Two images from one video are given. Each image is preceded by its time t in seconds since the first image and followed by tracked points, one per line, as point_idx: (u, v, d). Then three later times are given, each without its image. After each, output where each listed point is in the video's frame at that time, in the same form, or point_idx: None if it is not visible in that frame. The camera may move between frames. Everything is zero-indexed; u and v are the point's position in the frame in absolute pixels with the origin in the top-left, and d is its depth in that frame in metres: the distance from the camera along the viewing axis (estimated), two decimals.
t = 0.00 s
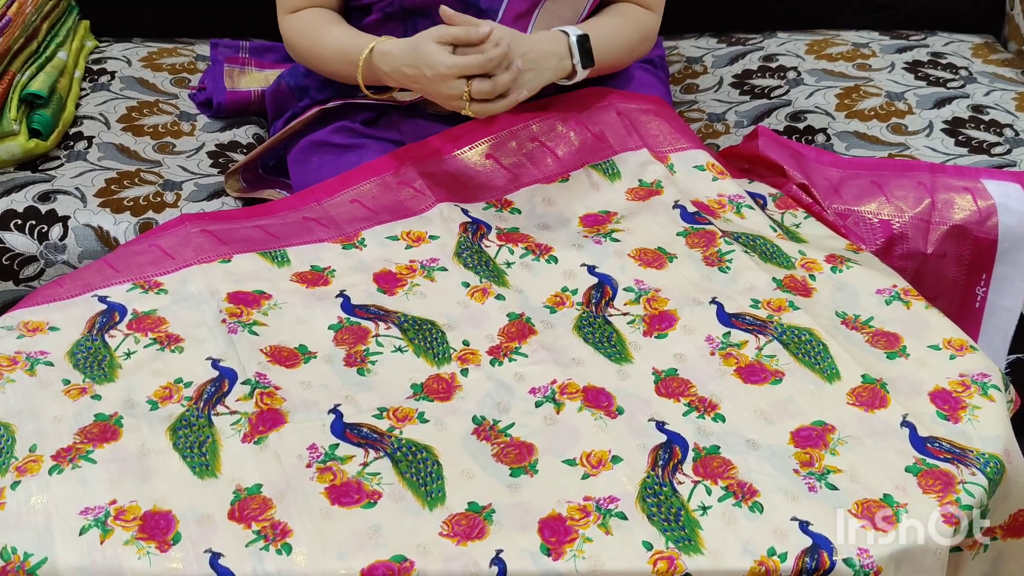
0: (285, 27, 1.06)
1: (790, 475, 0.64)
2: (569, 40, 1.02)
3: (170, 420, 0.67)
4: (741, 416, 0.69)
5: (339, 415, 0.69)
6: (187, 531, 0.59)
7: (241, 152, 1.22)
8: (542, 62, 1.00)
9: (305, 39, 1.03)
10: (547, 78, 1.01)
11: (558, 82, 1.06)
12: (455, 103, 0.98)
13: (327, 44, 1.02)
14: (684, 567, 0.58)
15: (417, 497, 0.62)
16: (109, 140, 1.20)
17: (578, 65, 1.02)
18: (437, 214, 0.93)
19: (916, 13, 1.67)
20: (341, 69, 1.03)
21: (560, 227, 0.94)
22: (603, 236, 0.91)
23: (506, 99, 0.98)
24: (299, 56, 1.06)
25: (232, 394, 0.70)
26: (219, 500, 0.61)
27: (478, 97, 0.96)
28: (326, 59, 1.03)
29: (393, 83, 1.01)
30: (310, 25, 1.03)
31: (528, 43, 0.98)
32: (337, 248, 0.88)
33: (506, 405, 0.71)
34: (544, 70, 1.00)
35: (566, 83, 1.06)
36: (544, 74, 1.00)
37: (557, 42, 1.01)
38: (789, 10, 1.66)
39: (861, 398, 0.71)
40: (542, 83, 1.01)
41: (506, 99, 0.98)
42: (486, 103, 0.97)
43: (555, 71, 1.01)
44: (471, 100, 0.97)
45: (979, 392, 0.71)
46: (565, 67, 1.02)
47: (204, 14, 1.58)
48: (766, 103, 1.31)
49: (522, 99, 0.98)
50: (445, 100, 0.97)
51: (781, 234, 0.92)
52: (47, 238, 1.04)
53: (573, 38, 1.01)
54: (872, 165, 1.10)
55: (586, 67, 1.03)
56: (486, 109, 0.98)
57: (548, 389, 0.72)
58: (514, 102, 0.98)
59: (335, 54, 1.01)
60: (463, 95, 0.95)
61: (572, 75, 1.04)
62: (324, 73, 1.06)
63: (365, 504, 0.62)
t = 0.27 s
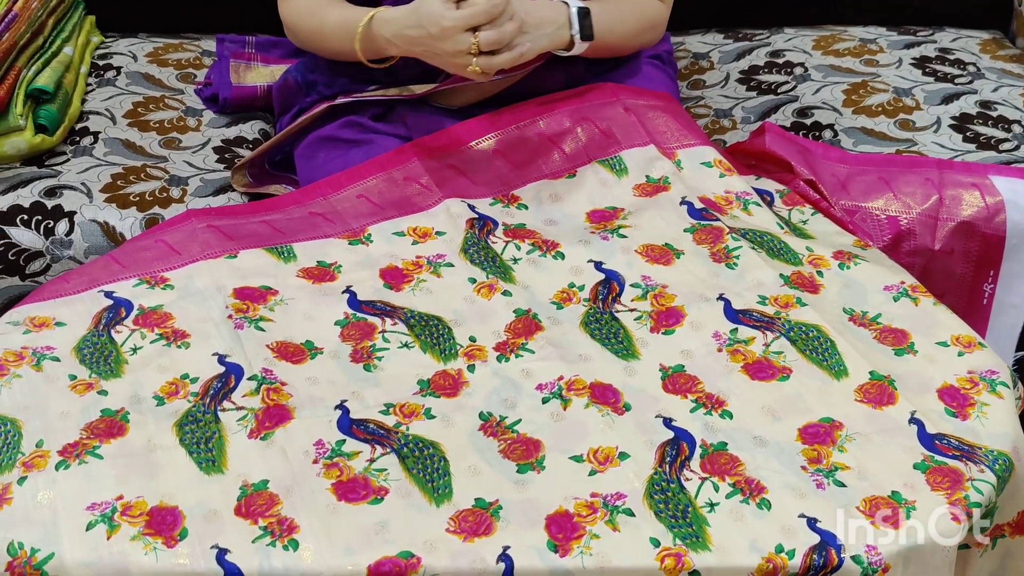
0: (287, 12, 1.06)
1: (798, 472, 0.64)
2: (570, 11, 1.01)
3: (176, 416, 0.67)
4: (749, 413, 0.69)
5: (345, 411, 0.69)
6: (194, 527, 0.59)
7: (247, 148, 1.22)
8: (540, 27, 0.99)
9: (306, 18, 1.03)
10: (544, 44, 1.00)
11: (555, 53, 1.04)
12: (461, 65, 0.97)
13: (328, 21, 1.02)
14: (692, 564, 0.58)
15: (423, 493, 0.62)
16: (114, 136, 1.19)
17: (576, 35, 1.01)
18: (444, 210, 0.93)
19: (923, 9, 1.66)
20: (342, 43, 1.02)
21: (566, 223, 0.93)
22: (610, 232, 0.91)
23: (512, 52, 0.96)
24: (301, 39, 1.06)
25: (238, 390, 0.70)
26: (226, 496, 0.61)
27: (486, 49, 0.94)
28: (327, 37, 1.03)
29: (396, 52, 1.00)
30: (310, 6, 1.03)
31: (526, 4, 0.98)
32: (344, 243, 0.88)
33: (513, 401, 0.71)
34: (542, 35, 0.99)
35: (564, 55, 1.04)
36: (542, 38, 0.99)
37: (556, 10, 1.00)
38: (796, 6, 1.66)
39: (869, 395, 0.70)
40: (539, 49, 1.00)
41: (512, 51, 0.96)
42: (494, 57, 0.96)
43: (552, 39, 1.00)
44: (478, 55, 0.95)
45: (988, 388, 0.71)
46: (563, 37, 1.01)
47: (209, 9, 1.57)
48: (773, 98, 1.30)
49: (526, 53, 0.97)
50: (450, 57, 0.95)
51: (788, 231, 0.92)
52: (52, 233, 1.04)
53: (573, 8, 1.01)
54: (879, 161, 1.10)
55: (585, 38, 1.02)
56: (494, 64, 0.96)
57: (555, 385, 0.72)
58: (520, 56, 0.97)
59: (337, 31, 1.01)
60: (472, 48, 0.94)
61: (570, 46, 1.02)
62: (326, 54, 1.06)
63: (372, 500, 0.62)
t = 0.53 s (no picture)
0: (314, 16, 1.02)
1: (803, 470, 0.64)
2: None
3: (181, 413, 0.67)
4: (755, 411, 0.69)
5: (350, 409, 0.69)
6: (198, 524, 0.59)
7: (251, 144, 1.21)
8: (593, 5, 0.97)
9: (342, 15, 1.00)
10: (596, 21, 0.98)
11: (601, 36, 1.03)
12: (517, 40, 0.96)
13: (367, 15, 0.98)
14: (697, 563, 0.58)
15: (428, 491, 0.62)
16: (119, 132, 1.19)
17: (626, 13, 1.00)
18: (449, 208, 0.93)
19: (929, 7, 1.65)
20: (388, 34, 1.00)
21: (571, 221, 0.93)
22: (615, 229, 0.90)
23: (569, 26, 0.95)
24: (333, 41, 1.03)
25: (243, 387, 0.70)
26: (230, 493, 0.61)
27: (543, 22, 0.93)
28: (369, 31, 1.00)
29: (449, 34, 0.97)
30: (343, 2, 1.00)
31: None
32: (348, 241, 0.88)
33: (518, 399, 0.71)
34: (594, 12, 0.98)
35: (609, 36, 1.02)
36: (595, 16, 0.98)
37: None
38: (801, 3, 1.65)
39: (875, 393, 0.70)
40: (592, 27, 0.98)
41: (569, 24, 0.95)
42: (550, 31, 0.95)
43: (602, 16, 0.98)
44: (534, 27, 0.94)
45: (994, 387, 0.70)
46: (613, 15, 1.00)
47: (213, 6, 1.57)
48: (779, 95, 1.30)
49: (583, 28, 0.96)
50: (505, 31, 0.95)
51: (794, 228, 0.92)
52: (57, 230, 1.04)
53: None
54: (884, 158, 1.09)
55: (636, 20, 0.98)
56: (550, 38, 0.95)
57: (560, 382, 0.72)
58: (577, 30, 0.95)
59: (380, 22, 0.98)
60: (529, 20, 0.93)
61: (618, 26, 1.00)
62: (363, 50, 1.03)
63: (377, 498, 0.61)
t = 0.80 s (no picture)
0: (331, 15, 1.01)
1: (808, 468, 0.64)
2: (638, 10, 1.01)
3: (185, 409, 0.67)
4: (759, 409, 0.69)
5: (355, 406, 0.69)
6: (203, 521, 0.59)
7: (255, 141, 1.21)
8: (615, 29, 0.99)
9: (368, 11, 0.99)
10: (616, 45, 0.99)
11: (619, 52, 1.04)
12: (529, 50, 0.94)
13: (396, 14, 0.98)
14: (702, 560, 0.58)
15: (433, 488, 0.62)
16: (123, 129, 1.19)
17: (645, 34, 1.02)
18: (453, 205, 0.93)
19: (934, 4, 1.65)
20: (413, 34, 1.00)
21: (576, 218, 0.93)
22: (620, 226, 0.90)
23: (583, 50, 0.94)
24: (355, 39, 1.02)
25: (247, 383, 0.70)
26: (235, 490, 0.61)
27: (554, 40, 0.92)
28: (398, 29, 1.00)
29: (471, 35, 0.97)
30: None
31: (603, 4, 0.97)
32: (353, 238, 0.88)
33: (522, 396, 0.71)
34: (615, 36, 0.99)
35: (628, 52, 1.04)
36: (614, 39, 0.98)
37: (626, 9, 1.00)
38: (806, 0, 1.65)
39: (880, 391, 0.70)
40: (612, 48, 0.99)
41: (581, 50, 0.94)
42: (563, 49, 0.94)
43: (625, 37, 1.00)
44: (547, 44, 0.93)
45: (1000, 385, 0.70)
46: (633, 36, 1.01)
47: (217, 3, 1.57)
48: (783, 92, 1.29)
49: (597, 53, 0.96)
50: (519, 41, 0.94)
51: (799, 226, 0.91)
52: (61, 227, 1.04)
53: (641, 6, 1.01)
54: (889, 156, 1.09)
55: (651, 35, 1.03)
56: (561, 57, 0.94)
57: (565, 379, 0.72)
58: (591, 55, 0.95)
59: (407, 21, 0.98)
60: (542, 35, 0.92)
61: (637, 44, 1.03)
62: (388, 47, 1.02)
63: (381, 495, 0.61)
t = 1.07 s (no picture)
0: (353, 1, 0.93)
1: (811, 468, 0.64)
2: None
3: (190, 409, 0.67)
4: (763, 409, 0.69)
5: (358, 405, 0.69)
6: (208, 520, 0.59)
7: (259, 140, 1.21)
8: None
9: None
10: None
11: None
12: None
13: None
14: (705, 560, 0.58)
15: (437, 487, 0.62)
16: (127, 128, 1.20)
17: None
18: (457, 204, 0.93)
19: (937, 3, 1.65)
20: None
21: (580, 217, 0.93)
22: (624, 226, 0.90)
23: None
24: (385, 13, 0.94)
25: (252, 383, 0.70)
26: (239, 489, 0.61)
27: None
28: None
29: None
30: None
31: None
32: (357, 237, 0.88)
33: (526, 395, 0.71)
34: None
35: None
36: None
37: None
38: None
39: (883, 391, 0.70)
40: None
41: None
42: None
43: None
44: None
45: (1003, 385, 0.70)
46: None
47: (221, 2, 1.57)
48: (787, 92, 1.29)
49: None
50: None
51: (802, 226, 0.91)
52: (66, 225, 1.04)
53: None
54: (892, 155, 1.09)
55: None
56: None
57: (569, 379, 0.72)
58: None
59: None
60: None
61: None
62: (424, 14, 0.95)
63: (385, 494, 0.62)
